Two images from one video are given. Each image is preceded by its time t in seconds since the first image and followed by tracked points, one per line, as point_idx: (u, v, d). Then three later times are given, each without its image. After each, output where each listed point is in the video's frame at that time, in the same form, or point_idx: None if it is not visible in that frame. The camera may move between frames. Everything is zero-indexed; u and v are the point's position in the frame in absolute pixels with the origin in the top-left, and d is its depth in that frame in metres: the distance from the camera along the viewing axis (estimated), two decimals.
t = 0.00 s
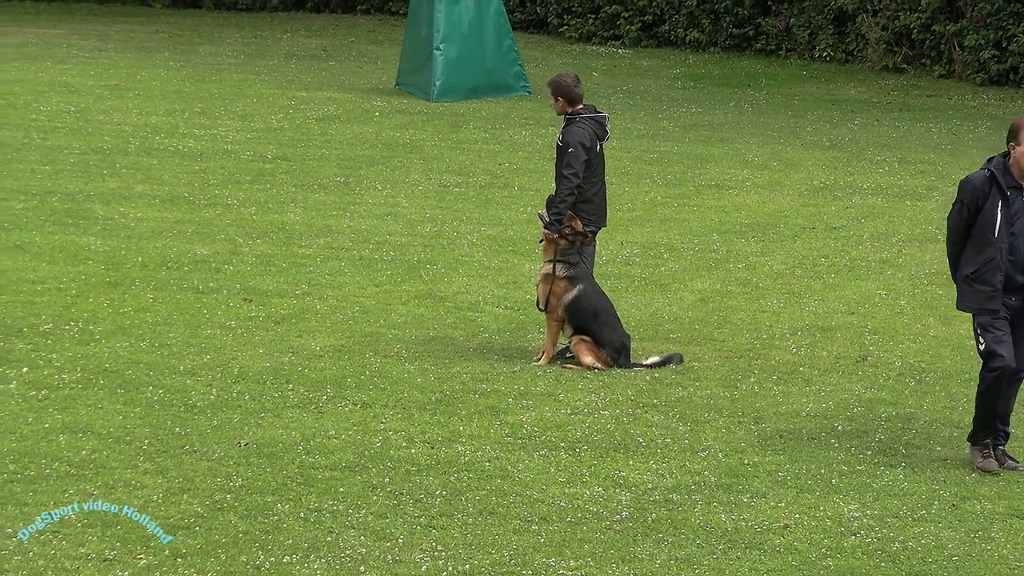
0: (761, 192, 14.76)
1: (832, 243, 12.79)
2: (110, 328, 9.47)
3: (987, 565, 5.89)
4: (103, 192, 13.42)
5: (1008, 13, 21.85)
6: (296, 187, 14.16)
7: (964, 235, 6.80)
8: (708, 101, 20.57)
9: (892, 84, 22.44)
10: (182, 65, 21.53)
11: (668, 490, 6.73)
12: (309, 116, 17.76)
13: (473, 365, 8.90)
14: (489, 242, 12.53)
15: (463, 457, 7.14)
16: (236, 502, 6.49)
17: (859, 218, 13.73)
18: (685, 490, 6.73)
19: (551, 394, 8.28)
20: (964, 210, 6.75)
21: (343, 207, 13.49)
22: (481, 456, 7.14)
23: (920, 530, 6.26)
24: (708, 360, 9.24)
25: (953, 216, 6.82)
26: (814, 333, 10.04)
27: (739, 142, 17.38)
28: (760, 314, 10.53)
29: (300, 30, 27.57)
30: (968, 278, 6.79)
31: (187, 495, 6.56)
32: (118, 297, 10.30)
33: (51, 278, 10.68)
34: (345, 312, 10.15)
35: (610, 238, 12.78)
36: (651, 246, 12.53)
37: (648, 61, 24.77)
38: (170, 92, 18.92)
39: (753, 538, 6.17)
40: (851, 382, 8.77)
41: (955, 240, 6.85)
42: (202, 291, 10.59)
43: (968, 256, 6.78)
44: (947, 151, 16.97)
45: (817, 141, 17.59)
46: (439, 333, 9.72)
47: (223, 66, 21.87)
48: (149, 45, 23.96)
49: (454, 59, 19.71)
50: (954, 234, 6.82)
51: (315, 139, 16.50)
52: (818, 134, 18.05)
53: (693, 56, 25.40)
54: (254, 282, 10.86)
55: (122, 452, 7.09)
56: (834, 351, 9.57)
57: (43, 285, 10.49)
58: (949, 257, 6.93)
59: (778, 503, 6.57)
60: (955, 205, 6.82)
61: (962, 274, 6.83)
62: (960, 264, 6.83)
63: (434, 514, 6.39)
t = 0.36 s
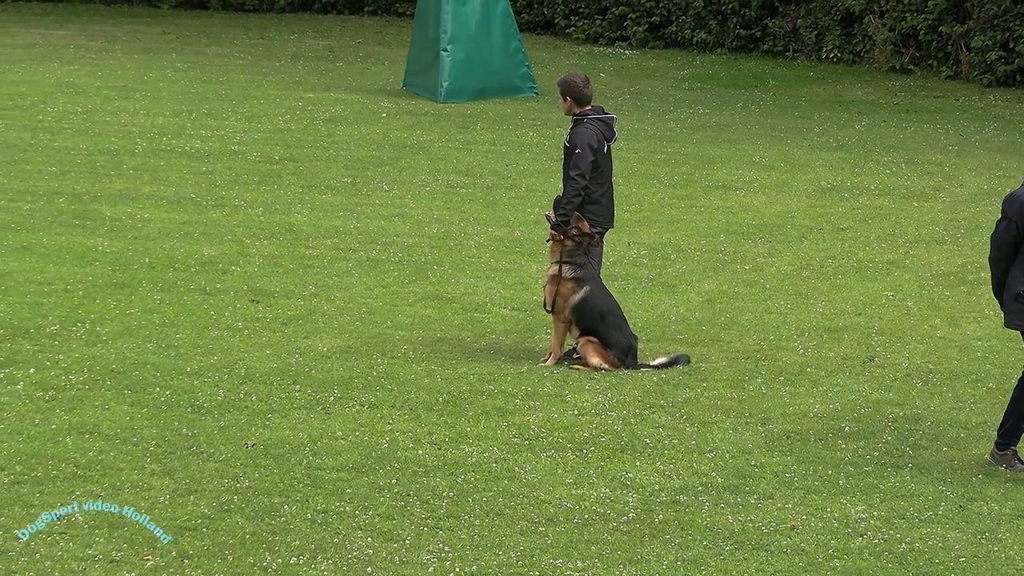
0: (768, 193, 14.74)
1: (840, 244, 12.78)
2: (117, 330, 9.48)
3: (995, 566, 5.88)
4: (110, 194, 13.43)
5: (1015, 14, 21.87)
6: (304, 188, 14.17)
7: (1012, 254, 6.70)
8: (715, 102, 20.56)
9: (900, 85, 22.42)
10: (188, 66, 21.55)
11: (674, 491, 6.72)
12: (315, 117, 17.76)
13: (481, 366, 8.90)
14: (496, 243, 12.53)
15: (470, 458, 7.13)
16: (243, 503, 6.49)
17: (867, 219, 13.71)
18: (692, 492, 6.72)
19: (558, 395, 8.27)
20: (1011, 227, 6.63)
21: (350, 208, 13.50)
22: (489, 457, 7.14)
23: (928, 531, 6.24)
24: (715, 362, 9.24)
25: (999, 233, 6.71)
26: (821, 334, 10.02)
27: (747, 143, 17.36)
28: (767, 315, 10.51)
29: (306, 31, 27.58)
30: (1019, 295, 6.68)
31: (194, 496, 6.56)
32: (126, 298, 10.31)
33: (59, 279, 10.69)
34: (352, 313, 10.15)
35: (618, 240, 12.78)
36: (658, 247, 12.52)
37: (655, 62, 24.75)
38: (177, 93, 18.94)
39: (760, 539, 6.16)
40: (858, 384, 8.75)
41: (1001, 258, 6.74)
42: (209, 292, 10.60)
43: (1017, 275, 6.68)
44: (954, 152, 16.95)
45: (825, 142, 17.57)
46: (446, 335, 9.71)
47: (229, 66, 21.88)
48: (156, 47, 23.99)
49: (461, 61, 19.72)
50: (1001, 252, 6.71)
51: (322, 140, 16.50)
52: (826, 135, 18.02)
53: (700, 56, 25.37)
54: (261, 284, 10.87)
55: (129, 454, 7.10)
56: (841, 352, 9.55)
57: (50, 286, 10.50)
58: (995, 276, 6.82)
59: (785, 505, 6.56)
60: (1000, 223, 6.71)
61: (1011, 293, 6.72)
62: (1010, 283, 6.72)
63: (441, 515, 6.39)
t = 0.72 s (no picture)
0: (774, 194, 14.73)
1: (845, 245, 12.76)
2: (123, 331, 9.48)
3: (1001, 568, 5.87)
4: (117, 195, 13.45)
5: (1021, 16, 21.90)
6: (310, 190, 14.18)
7: None
8: (721, 103, 20.55)
9: (905, 86, 22.40)
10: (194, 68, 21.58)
11: (680, 492, 6.72)
12: (321, 118, 17.78)
13: (486, 367, 8.89)
14: (502, 244, 12.53)
15: (477, 459, 7.12)
16: (249, 504, 6.49)
17: (873, 220, 13.69)
18: (698, 493, 6.71)
19: (564, 397, 8.26)
20: None
21: (356, 209, 13.51)
22: (495, 458, 7.14)
23: (934, 533, 6.23)
24: (720, 363, 9.23)
25: None
26: (827, 336, 10.01)
27: (753, 145, 17.35)
28: (773, 316, 10.50)
29: (312, 32, 27.60)
30: None
31: (200, 497, 6.57)
32: (132, 299, 10.33)
33: (65, 280, 10.71)
34: (358, 315, 10.15)
35: (624, 241, 12.77)
36: (664, 249, 12.51)
37: (661, 63, 24.73)
38: (183, 94, 18.97)
39: (766, 540, 6.15)
40: (864, 385, 8.73)
41: None
42: (215, 293, 10.61)
43: None
44: (960, 153, 16.93)
45: (830, 143, 17.56)
46: (453, 336, 9.72)
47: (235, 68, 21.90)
48: (161, 48, 24.02)
49: (467, 62, 19.74)
50: None
51: (327, 141, 16.52)
52: (832, 136, 18.00)
53: (705, 58, 25.35)
54: (267, 285, 10.87)
55: (135, 455, 7.10)
56: (847, 353, 9.54)
57: (57, 287, 10.52)
58: None
59: (791, 506, 6.56)
60: None
61: None
62: None
63: (448, 516, 6.39)
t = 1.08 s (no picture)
0: (777, 195, 14.73)
1: (849, 246, 12.76)
2: (126, 332, 9.49)
3: (1004, 569, 5.86)
4: (121, 195, 13.47)
5: None
6: (313, 190, 14.18)
7: None
8: (724, 104, 20.54)
9: (909, 87, 22.39)
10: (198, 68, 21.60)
11: (684, 493, 6.72)
12: (324, 119, 17.79)
13: (490, 368, 8.90)
14: (505, 245, 12.54)
15: (480, 460, 7.13)
16: (253, 505, 6.49)
17: (876, 221, 13.68)
18: (702, 494, 6.71)
19: (568, 397, 8.27)
20: None
21: (359, 210, 13.52)
22: (498, 459, 7.14)
23: (937, 534, 6.22)
24: (724, 364, 9.23)
25: None
26: (831, 336, 10.01)
27: (756, 145, 17.35)
28: (776, 317, 10.49)
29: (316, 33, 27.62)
30: None
31: (203, 498, 6.57)
32: (135, 300, 10.34)
33: (69, 281, 10.72)
34: (362, 315, 10.16)
35: (627, 242, 12.77)
36: (667, 250, 12.52)
37: (665, 64, 24.73)
38: (186, 95, 18.99)
39: (769, 541, 6.15)
40: (867, 386, 8.72)
41: None
42: (219, 294, 10.63)
43: None
44: (963, 154, 16.93)
45: (834, 144, 17.55)
46: (456, 337, 9.72)
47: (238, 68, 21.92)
48: (164, 48, 24.05)
49: (470, 63, 19.74)
50: None
51: (331, 141, 16.53)
52: (835, 137, 18.00)
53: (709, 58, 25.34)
54: (271, 285, 10.89)
55: (138, 455, 7.11)
56: (850, 354, 9.53)
57: (60, 287, 10.54)
58: None
59: (794, 507, 6.55)
60: None
61: None
62: None
63: (451, 517, 6.39)
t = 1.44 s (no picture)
0: (779, 195, 14.72)
1: (851, 247, 12.75)
2: (128, 332, 9.50)
3: (1006, 569, 5.86)
4: (123, 196, 13.47)
5: None
6: (315, 191, 14.18)
7: None
8: (726, 104, 20.53)
9: (911, 87, 22.38)
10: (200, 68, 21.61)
11: (686, 493, 6.71)
12: (326, 119, 17.80)
13: (492, 368, 8.90)
14: (507, 246, 12.54)
15: (482, 460, 7.13)
16: (254, 506, 6.50)
17: (877, 222, 13.67)
18: (704, 494, 6.71)
19: (569, 398, 8.27)
20: None
21: (361, 210, 13.52)
22: (500, 459, 7.14)
23: (939, 534, 6.22)
24: (725, 364, 9.22)
25: None
26: (833, 336, 10.01)
27: (758, 146, 17.34)
28: (778, 318, 10.48)
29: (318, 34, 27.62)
30: None
31: (205, 498, 6.58)
32: (137, 300, 10.35)
33: (71, 281, 10.73)
34: (363, 316, 10.16)
35: (629, 242, 12.77)
36: (669, 250, 12.51)
37: (666, 64, 24.72)
38: (188, 95, 18.99)
39: (771, 541, 6.14)
40: (869, 386, 8.72)
41: None
42: (220, 294, 10.63)
43: None
44: (965, 155, 16.91)
45: (836, 144, 17.54)
46: (458, 337, 9.72)
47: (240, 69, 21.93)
48: (166, 49, 24.05)
49: (472, 63, 19.75)
50: None
51: (332, 142, 16.53)
52: (837, 138, 17.98)
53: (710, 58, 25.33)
54: (273, 286, 10.89)
55: (140, 456, 7.11)
56: (852, 355, 9.53)
57: (62, 288, 10.54)
58: None
59: (796, 507, 6.55)
60: None
61: None
62: None
63: (452, 517, 6.39)
